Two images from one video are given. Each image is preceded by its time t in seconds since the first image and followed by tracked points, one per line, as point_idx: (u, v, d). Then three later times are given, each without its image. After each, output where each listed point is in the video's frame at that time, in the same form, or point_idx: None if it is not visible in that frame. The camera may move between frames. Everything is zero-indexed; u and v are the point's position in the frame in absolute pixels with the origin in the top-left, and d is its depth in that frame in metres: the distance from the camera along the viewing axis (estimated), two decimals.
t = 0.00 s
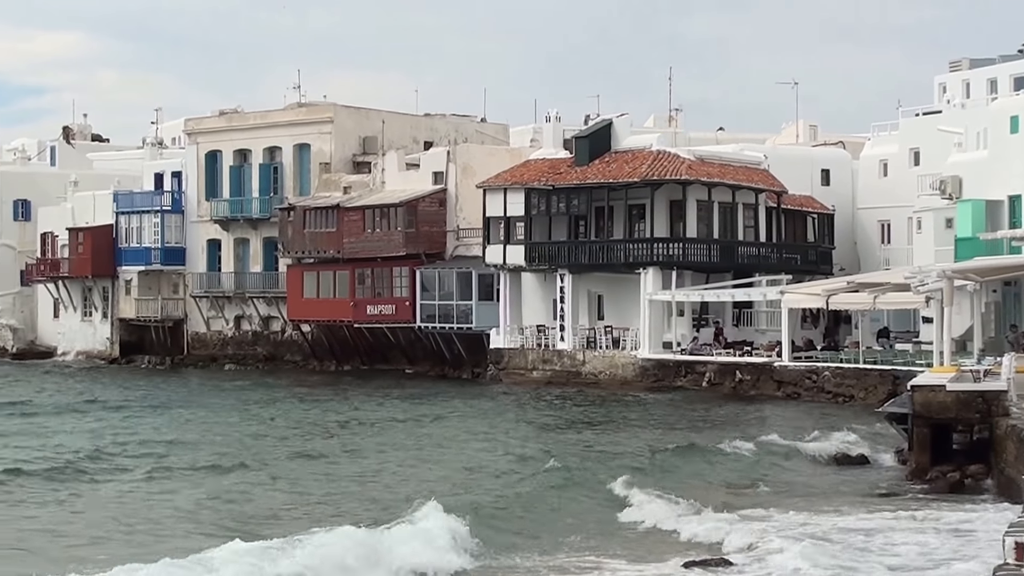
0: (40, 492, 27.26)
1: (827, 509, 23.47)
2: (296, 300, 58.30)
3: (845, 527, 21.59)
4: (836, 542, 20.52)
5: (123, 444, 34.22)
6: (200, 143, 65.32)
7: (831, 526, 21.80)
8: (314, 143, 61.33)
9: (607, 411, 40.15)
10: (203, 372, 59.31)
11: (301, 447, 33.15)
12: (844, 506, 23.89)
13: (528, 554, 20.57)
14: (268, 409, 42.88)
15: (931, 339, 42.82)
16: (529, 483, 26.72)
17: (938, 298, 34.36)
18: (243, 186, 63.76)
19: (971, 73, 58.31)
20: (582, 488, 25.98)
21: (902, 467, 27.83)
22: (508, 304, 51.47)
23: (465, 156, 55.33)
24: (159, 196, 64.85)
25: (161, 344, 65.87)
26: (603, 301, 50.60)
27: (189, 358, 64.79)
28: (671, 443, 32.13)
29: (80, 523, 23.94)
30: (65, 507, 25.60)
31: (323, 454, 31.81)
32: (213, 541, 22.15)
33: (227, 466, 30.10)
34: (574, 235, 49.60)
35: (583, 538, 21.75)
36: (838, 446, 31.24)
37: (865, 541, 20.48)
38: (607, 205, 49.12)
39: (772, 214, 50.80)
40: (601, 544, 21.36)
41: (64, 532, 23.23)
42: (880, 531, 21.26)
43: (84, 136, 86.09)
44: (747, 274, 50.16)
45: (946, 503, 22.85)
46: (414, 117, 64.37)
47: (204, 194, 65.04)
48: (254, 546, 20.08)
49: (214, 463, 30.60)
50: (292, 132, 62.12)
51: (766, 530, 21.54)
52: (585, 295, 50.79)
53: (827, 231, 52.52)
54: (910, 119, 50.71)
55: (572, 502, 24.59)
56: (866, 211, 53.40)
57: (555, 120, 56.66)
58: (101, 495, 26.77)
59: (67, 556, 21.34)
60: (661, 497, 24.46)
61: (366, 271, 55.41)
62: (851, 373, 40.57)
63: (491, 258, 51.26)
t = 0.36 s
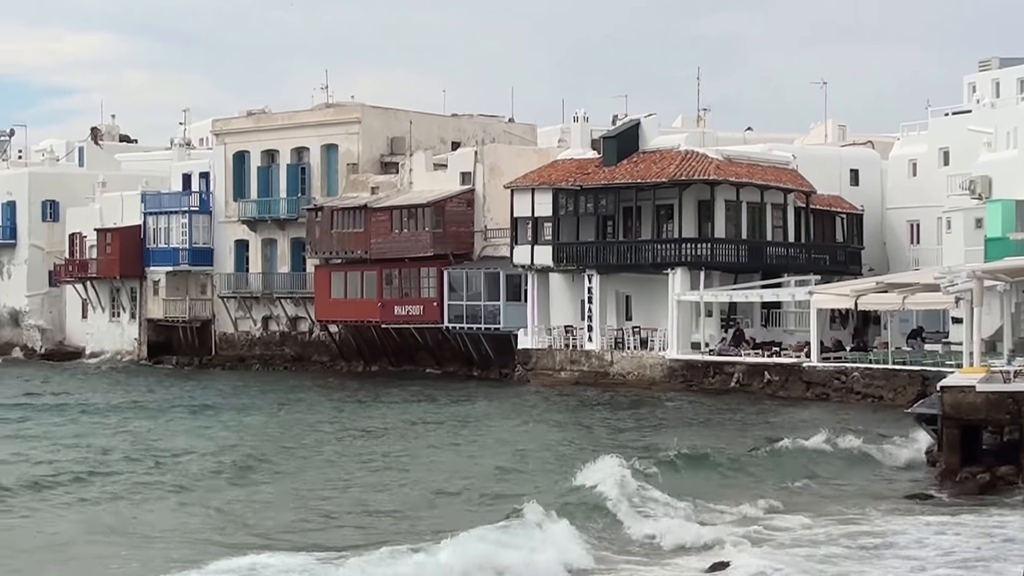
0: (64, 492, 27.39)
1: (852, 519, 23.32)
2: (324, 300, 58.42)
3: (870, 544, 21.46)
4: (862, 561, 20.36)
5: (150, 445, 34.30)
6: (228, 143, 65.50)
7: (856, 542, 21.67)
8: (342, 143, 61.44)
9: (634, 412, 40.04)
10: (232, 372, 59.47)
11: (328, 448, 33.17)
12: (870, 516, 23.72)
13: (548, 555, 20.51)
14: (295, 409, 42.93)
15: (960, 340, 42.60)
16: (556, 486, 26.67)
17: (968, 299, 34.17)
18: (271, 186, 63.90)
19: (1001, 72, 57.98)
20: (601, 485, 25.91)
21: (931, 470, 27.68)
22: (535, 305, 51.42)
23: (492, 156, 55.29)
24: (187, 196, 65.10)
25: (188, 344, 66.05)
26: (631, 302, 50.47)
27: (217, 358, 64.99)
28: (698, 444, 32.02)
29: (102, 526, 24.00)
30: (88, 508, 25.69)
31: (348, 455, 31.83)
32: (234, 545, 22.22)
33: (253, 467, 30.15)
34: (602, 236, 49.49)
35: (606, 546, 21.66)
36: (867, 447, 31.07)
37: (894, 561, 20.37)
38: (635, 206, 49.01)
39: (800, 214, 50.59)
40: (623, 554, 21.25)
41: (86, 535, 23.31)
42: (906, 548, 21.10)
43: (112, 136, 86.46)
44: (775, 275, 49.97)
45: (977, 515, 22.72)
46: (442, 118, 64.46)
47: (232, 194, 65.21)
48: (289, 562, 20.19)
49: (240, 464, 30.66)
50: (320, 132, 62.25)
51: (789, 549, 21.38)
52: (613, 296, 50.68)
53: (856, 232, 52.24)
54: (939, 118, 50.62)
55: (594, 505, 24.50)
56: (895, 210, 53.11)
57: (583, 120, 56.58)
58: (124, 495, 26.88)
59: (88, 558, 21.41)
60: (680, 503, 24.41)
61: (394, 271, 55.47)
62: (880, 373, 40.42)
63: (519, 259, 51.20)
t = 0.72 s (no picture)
0: (88, 494, 27.38)
1: (883, 526, 23.02)
2: (351, 300, 58.38)
3: (901, 551, 21.16)
4: (892, 568, 20.08)
5: (177, 446, 34.24)
6: (255, 144, 65.54)
7: (887, 548, 21.38)
8: (369, 144, 61.38)
9: (662, 413, 39.77)
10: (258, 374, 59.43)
11: (355, 449, 33.06)
12: (902, 522, 23.40)
13: (573, 560, 20.31)
14: (322, 410, 42.82)
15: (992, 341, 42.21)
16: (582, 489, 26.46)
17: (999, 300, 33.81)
18: (299, 187, 63.91)
19: None
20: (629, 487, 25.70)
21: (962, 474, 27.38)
22: (563, 306, 51.21)
23: (521, 156, 55.11)
24: (215, 197, 65.24)
25: (216, 345, 66.14)
26: (659, 302, 50.16)
27: (244, 358, 65.02)
28: (726, 445, 31.76)
29: (126, 529, 23.99)
30: (111, 510, 25.66)
31: (374, 457, 31.71)
32: (256, 548, 22.13)
33: (279, 468, 30.06)
34: (630, 236, 49.24)
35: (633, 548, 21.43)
36: (897, 449, 30.76)
37: (927, 570, 20.04)
38: (663, 206, 48.75)
39: (830, 215, 50.24)
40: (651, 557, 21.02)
41: (111, 538, 23.29)
42: (937, 557, 20.79)
43: (140, 137, 86.73)
44: (804, 275, 49.63)
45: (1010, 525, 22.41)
46: (470, 118, 64.40)
47: (259, 195, 65.23)
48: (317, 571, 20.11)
49: (267, 465, 30.54)
50: (348, 133, 62.21)
51: (819, 555, 21.14)
52: (641, 297, 50.40)
53: (885, 232, 51.80)
54: (968, 118, 50.17)
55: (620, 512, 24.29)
56: (924, 210, 52.71)
57: (611, 120, 56.40)
58: (149, 498, 26.85)
59: (111, 562, 21.38)
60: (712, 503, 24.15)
61: (422, 272, 55.36)
62: (909, 375, 40.12)
63: (547, 259, 50.99)
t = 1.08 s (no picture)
0: (114, 496, 27.38)
1: (911, 530, 22.78)
2: (379, 301, 58.33)
3: (930, 556, 20.92)
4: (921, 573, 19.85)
5: (203, 448, 34.22)
6: (283, 145, 65.59)
7: (916, 553, 21.15)
8: (397, 144, 61.35)
9: (690, 414, 39.52)
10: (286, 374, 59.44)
11: (381, 450, 32.95)
12: (932, 526, 23.12)
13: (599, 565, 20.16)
14: (349, 411, 42.78)
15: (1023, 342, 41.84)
16: (608, 492, 26.30)
17: None
18: (327, 188, 63.94)
19: None
20: (655, 492, 25.60)
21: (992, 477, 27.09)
22: (591, 306, 50.99)
23: (549, 156, 54.93)
24: (243, 198, 65.35)
25: (244, 346, 66.24)
26: (688, 303, 49.86)
27: (272, 359, 65.06)
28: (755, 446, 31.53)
29: (150, 530, 24.06)
30: (136, 512, 25.65)
31: (399, 457, 31.64)
32: (281, 550, 22.08)
33: (305, 469, 29.99)
34: (658, 237, 49.01)
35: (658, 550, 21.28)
36: (927, 451, 30.47)
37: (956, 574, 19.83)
38: (692, 207, 48.49)
39: (859, 215, 49.90)
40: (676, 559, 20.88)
41: (135, 539, 23.36)
42: (967, 564, 20.55)
43: (169, 138, 87.04)
44: (833, 275, 49.29)
45: None
46: (497, 119, 64.34)
47: (287, 196, 65.28)
48: (338, 575, 19.99)
49: (292, 467, 30.48)
50: (375, 133, 62.19)
51: (846, 559, 20.92)
52: (669, 297, 50.12)
53: (915, 232, 51.40)
54: (999, 117, 49.74)
55: (648, 516, 24.12)
56: (954, 210, 52.29)
57: (639, 121, 56.20)
58: (174, 500, 26.84)
59: (134, 563, 21.40)
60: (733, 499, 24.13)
61: (449, 273, 55.28)
62: (939, 375, 39.89)
63: (575, 260, 50.79)
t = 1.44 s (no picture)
0: (142, 498, 27.35)
1: (942, 534, 22.59)
2: (407, 302, 58.26)
3: (962, 563, 20.72)
4: None
5: (231, 449, 34.19)
6: (311, 146, 65.60)
7: (948, 560, 20.94)
8: (424, 145, 61.32)
9: (718, 416, 39.28)
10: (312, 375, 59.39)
11: (407, 452, 32.82)
12: (966, 531, 22.90)
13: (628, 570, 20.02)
14: (377, 413, 42.71)
15: None
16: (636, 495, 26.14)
17: None
18: (355, 188, 63.92)
19: None
20: (683, 498, 25.43)
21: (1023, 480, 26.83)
22: (619, 307, 50.75)
23: (577, 156, 54.73)
24: (271, 199, 65.44)
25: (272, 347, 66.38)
26: (717, 304, 49.42)
27: (300, 360, 65.08)
28: (783, 447, 31.29)
29: (178, 533, 24.11)
30: (164, 514, 25.60)
31: (427, 459, 31.52)
32: (309, 555, 22.04)
33: (332, 471, 29.92)
34: (687, 237, 48.75)
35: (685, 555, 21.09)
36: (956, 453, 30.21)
37: None
38: (721, 207, 48.21)
39: (889, 215, 49.55)
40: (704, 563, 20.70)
41: (165, 542, 23.46)
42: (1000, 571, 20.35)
43: (196, 139, 87.23)
44: (863, 276, 48.91)
45: None
46: (525, 120, 64.28)
47: (315, 197, 65.31)
48: None
49: (320, 469, 30.39)
50: (403, 134, 62.15)
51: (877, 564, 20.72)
52: (698, 298, 49.62)
53: (944, 233, 51.16)
54: None
55: (677, 521, 23.92)
56: (983, 210, 51.89)
57: (667, 122, 56.00)
58: (201, 502, 26.80)
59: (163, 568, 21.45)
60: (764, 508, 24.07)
61: (477, 274, 55.18)
62: (968, 377, 39.73)
63: (603, 261, 50.60)
